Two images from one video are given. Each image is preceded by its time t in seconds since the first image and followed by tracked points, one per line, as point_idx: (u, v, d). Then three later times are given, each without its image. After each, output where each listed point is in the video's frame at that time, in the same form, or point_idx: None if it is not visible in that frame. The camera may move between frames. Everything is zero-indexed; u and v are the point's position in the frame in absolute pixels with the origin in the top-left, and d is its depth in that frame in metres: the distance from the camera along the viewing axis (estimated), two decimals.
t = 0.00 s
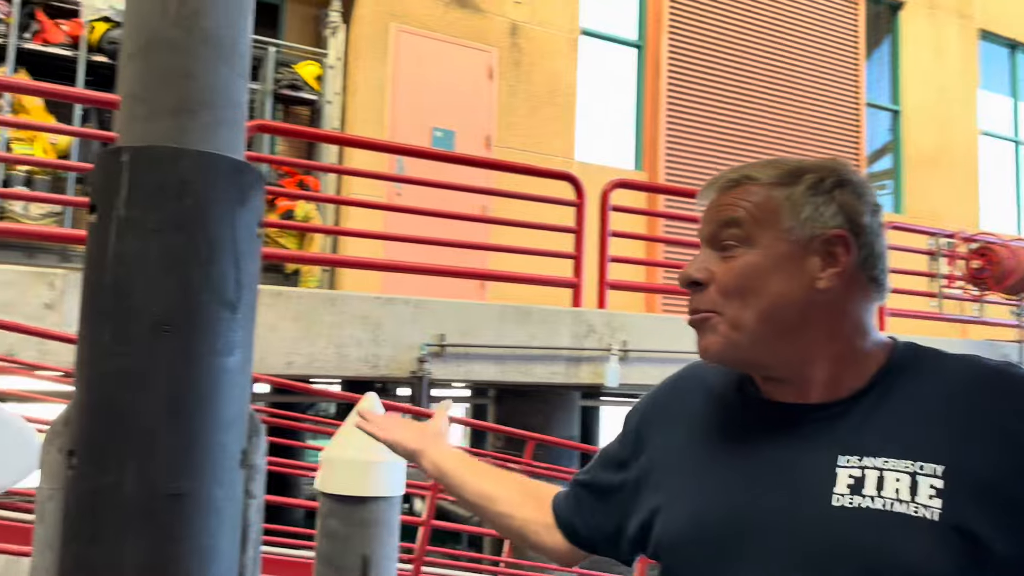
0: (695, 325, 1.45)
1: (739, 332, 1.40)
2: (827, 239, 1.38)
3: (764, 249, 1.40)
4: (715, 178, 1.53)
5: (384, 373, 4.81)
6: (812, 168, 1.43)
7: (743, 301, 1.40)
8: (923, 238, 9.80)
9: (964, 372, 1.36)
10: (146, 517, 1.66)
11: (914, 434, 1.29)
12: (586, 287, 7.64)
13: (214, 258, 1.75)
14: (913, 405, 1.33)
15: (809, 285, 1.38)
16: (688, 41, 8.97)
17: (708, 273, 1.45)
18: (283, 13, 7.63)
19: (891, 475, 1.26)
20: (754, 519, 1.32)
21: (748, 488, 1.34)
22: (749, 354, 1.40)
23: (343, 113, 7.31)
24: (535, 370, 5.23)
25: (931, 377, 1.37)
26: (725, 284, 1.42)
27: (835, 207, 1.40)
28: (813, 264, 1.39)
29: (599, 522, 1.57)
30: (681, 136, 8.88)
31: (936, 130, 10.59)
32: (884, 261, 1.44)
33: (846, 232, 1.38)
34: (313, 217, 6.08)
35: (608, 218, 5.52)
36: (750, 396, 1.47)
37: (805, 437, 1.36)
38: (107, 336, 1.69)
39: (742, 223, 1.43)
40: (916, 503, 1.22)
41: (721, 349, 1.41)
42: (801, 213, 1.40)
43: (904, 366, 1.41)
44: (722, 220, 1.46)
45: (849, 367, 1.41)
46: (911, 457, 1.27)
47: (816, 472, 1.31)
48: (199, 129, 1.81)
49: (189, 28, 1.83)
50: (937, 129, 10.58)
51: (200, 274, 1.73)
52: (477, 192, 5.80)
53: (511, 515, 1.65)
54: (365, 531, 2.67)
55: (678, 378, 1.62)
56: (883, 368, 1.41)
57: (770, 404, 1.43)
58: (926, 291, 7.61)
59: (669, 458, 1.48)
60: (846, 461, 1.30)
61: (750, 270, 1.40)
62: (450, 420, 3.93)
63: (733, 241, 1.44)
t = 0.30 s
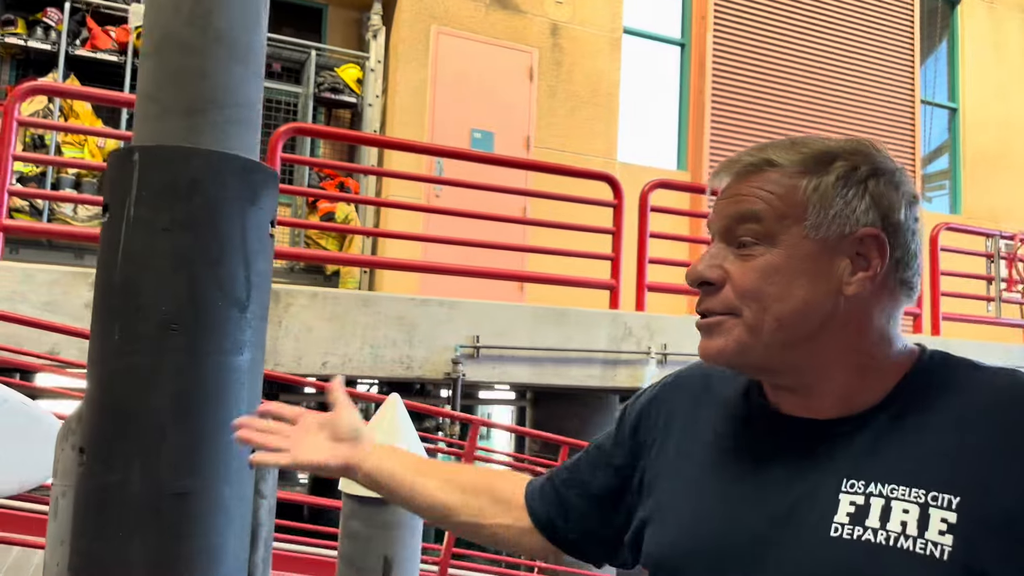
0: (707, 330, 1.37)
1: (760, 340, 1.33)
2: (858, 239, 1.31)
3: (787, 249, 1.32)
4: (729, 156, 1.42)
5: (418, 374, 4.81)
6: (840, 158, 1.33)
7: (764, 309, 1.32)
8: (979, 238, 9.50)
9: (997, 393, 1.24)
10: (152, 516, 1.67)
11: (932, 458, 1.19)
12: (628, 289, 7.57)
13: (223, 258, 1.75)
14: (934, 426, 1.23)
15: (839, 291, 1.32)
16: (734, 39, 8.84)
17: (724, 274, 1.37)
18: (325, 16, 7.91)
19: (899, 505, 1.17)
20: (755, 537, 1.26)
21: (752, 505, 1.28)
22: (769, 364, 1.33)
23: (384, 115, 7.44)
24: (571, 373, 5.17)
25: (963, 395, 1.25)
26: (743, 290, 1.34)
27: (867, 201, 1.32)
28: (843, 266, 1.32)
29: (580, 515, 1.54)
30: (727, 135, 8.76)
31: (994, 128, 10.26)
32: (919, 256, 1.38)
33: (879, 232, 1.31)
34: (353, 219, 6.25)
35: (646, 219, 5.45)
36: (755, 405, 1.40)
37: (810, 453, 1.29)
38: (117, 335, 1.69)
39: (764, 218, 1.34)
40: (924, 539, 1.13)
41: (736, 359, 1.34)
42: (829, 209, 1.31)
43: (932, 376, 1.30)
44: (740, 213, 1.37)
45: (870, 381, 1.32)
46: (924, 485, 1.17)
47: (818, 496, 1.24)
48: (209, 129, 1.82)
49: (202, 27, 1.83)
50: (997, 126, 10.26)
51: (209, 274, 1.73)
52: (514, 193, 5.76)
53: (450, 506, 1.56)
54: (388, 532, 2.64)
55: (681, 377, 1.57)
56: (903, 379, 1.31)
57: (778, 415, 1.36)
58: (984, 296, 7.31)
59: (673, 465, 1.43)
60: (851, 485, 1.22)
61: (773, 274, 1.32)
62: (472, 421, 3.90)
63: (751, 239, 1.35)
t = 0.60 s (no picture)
0: (730, 309, 1.31)
1: (792, 324, 1.27)
2: (897, 230, 1.30)
3: (827, 228, 1.28)
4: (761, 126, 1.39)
5: (426, 377, 4.94)
6: (886, 142, 1.32)
7: (798, 289, 1.27)
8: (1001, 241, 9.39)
9: (1007, 411, 1.21)
10: (135, 517, 1.65)
11: (943, 480, 1.15)
12: (640, 292, 7.55)
13: (208, 258, 1.73)
14: (941, 445, 1.19)
15: (872, 281, 1.29)
16: (749, 41, 9.01)
17: (753, 251, 1.32)
18: (338, 21, 7.98)
19: (910, 527, 1.12)
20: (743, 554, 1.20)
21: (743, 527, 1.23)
22: (798, 351, 1.28)
23: (396, 118, 7.56)
24: (579, 377, 5.27)
25: (973, 415, 1.21)
26: (777, 267, 1.28)
27: (907, 192, 1.31)
28: (878, 256, 1.30)
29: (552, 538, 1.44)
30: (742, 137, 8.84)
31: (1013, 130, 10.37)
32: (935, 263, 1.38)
33: (915, 227, 1.31)
34: (363, 221, 6.25)
35: (657, 222, 5.41)
36: (745, 412, 1.35)
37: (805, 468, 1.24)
38: (101, 335, 1.67)
39: (802, 194, 1.30)
40: (938, 568, 1.07)
41: (765, 341, 1.27)
42: (873, 191, 1.28)
43: (935, 386, 1.27)
44: (774, 186, 1.33)
45: (881, 387, 1.29)
46: (936, 507, 1.12)
47: (819, 517, 1.18)
48: (195, 127, 1.80)
49: (189, 27, 1.83)
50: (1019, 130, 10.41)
51: (193, 274, 1.71)
52: (526, 197, 5.69)
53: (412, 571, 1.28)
54: (387, 537, 2.54)
55: (654, 376, 1.52)
56: (910, 385, 1.27)
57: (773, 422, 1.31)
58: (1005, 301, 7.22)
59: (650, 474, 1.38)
60: (856, 505, 1.16)
61: (810, 254, 1.28)
62: (475, 425, 3.97)
63: (788, 214, 1.31)
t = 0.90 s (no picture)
0: (739, 252, 1.48)
1: (795, 275, 1.44)
2: (894, 222, 1.51)
3: (833, 199, 1.49)
4: (780, 110, 1.62)
5: (433, 378, 4.96)
6: (891, 147, 1.55)
7: (803, 247, 1.46)
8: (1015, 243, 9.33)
9: (980, 422, 1.32)
10: (138, 519, 1.66)
11: (920, 491, 1.27)
12: (649, 293, 7.59)
13: (208, 260, 1.74)
14: (917, 454, 1.32)
15: (868, 262, 1.48)
16: (759, 42, 9.01)
17: (764, 208, 1.51)
18: (349, 23, 8.12)
19: (888, 532, 1.24)
20: (722, 554, 1.35)
21: (726, 527, 1.37)
22: (800, 302, 1.44)
23: (405, 120, 7.60)
24: (588, 379, 5.30)
25: (948, 427, 1.33)
26: (785, 222, 1.47)
27: (905, 192, 1.53)
28: (875, 242, 1.50)
29: (547, 565, 1.62)
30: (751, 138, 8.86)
31: None
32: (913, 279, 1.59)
33: (910, 224, 1.52)
34: (373, 224, 6.31)
35: (665, 224, 5.45)
36: (717, 416, 1.53)
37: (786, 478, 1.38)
38: (103, 338, 1.69)
39: (813, 167, 1.52)
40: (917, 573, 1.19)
41: (771, 286, 1.44)
42: (876, 179, 1.50)
43: (908, 392, 1.42)
44: (788, 156, 1.55)
45: (865, 376, 1.46)
46: (915, 513, 1.25)
47: (804, 526, 1.31)
48: (195, 131, 1.81)
49: (190, 32, 1.84)
50: None
51: (193, 276, 1.72)
52: (535, 199, 5.70)
53: None
54: (390, 539, 2.51)
55: (626, 390, 1.72)
56: (888, 386, 1.44)
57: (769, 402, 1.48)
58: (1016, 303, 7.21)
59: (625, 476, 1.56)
60: (834, 511, 1.30)
61: (816, 217, 1.47)
62: (481, 426, 4.01)
63: (799, 181, 1.52)
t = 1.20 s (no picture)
0: (747, 240, 1.57)
1: (801, 266, 1.53)
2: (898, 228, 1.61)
3: (842, 199, 1.59)
4: (796, 110, 1.73)
5: (435, 379, 4.98)
6: (902, 156, 1.66)
7: (809, 241, 1.54)
8: (1018, 242, 9.31)
9: (969, 428, 1.36)
10: (137, 519, 1.67)
11: (899, 494, 1.31)
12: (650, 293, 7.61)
13: (207, 263, 1.75)
14: (900, 458, 1.36)
15: (872, 264, 1.58)
16: (760, 43, 9.02)
17: (773, 200, 1.61)
18: (350, 25, 8.14)
19: (864, 533, 1.29)
20: (702, 548, 1.40)
21: (709, 524, 1.43)
22: (806, 292, 1.53)
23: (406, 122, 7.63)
24: (589, 379, 5.33)
25: (935, 434, 1.38)
26: (795, 214, 1.57)
27: (911, 200, 1.65)
28: (879, 245, 1.60)
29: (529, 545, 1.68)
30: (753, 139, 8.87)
31: None
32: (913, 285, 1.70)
33: (914, 231, 1.62)
34: (374, 226, 6.35)
35: (666, 225, 5.47)
36: (711, 414, 1.58)
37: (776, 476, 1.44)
38: (103, 340, 1.70)
39: (824, 166, 1.62)
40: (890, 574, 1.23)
41: (778, 275, 1.52)
42: (885, 184, 1.61)
43: (907, 391, 1.48)
44: (801, 155, 1.65)
45: (859, 377, 1.53)
46: (894, 515, 1.29)
47: (782, 524, 1.36)
48: (194, 136, 1.82)
49: (189, 36, 1.86)
50: None
51: (192, 279, 1.73)
52: (536, 200, 5.70)
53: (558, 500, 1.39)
54: (390, 540, 2.52)
55: (627, 389, 1.77)
56: (884, 386, 1.50)
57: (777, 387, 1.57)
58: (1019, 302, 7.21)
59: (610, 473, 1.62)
60: (812, 509, 1.35)
61: (823, 214, 1.56)
62: (482, 427, 4.04)
63: (810, 177, 1.61)
